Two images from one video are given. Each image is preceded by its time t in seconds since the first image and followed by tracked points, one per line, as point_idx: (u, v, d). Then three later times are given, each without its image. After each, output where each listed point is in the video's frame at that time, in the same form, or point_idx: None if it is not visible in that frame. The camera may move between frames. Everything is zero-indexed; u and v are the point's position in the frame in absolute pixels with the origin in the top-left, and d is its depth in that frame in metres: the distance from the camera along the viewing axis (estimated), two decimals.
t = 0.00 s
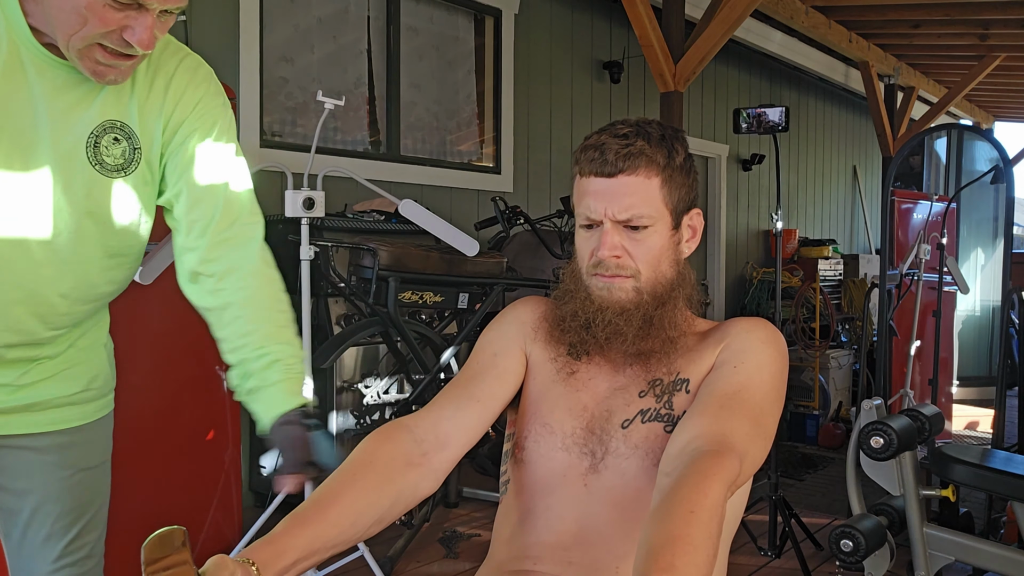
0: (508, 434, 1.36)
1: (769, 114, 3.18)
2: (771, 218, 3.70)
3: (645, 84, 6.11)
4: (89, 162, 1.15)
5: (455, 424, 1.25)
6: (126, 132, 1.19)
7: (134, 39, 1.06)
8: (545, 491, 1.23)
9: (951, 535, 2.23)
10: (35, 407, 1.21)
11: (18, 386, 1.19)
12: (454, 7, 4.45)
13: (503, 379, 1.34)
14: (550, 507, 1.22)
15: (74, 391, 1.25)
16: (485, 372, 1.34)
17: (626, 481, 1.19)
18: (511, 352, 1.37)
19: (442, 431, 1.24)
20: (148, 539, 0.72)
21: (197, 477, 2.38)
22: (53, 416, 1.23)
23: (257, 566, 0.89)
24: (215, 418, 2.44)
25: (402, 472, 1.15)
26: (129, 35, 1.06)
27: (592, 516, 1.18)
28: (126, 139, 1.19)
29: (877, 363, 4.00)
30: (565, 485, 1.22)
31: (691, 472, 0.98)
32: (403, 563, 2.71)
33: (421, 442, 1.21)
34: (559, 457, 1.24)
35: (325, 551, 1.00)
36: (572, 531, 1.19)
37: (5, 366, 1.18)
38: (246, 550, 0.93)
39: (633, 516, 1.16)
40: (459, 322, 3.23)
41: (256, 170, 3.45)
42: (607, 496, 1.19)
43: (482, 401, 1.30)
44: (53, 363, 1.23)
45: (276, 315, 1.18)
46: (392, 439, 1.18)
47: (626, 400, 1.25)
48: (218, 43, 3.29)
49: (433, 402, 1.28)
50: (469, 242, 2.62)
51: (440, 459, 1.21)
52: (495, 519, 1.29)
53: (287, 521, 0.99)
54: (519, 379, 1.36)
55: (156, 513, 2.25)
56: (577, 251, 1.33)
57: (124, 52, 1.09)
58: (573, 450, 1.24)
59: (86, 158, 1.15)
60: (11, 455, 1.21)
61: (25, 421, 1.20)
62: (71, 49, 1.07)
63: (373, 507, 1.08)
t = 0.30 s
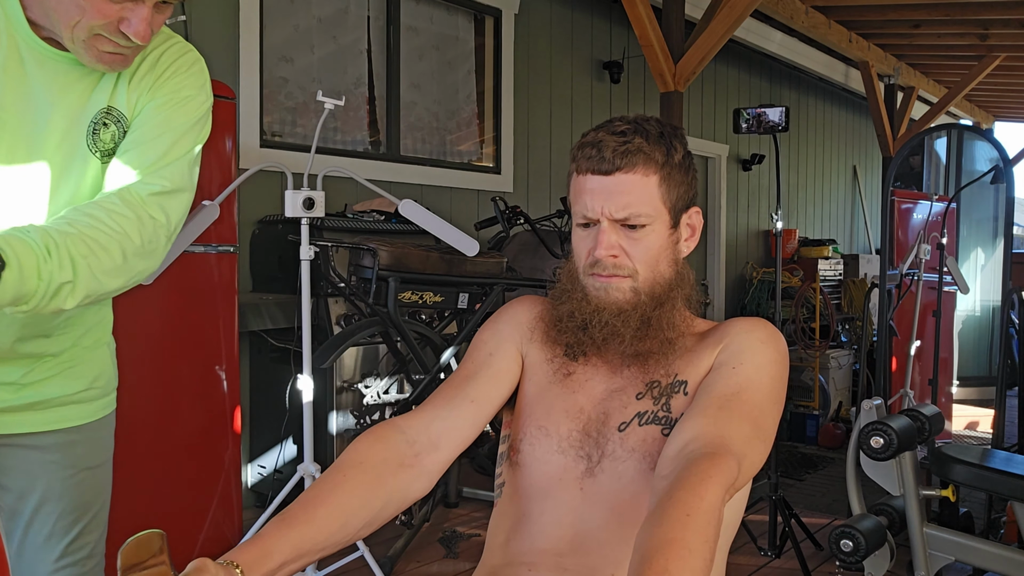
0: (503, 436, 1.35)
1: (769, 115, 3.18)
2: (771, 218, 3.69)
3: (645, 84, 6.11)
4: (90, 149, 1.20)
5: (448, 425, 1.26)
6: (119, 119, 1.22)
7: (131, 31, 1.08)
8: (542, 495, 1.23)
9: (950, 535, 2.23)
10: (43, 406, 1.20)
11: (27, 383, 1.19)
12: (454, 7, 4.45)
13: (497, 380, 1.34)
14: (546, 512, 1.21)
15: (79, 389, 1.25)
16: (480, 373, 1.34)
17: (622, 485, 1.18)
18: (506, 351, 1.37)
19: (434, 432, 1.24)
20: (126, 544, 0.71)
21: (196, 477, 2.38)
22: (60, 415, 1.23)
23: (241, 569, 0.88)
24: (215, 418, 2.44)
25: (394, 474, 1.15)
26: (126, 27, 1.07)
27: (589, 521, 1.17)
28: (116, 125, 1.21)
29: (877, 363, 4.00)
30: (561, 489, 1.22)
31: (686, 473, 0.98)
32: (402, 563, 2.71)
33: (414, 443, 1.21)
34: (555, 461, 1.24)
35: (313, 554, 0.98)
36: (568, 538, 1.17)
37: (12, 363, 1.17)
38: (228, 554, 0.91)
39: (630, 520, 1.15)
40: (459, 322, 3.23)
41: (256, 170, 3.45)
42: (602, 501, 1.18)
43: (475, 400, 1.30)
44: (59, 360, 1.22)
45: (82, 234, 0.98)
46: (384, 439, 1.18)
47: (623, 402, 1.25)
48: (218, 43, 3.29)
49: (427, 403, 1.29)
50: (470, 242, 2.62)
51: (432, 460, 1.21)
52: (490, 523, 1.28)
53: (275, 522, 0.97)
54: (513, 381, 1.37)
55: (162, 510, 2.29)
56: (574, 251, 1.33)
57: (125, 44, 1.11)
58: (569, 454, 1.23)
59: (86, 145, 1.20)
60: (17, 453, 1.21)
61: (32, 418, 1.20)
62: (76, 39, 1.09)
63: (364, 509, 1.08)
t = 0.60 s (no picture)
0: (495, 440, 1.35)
1: (769, 114, 3.17)
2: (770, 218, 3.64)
3: (645, 84, 6.11)
4: (62, 120, 1.19)
5: (437, 425, 1.25)
6: (95, 93, 1.24)
7: None
8: (533, 502, 1.23)
9: (950, 535, 2.23)
10: (23, 407, 1.19)
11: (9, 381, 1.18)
12: (454, 7, 4.46)
13: (489, 382, 1.34)
14: (537, 520, 1.21)
15: (60, 390, 1.24)
16: (471, 375, 1.34)
17: (615, 491, 1.18)
18: (497, 352, 1.38)
19: (423, 433, 1.23)
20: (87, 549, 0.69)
21: (194, 478, 2.38)
22: (48, 415, 1.23)
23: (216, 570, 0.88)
24: (213, 419, 2.45)
25: (381, 474, 1.15)
26: None
27: (581, 529, 1.18)
28: (97, 100, 1.24)
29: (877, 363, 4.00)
30: (553, 497, 1.22)
31: (677, 476, 0.98)
32: (403, 563, 2.71)
33: (401, 444, 1.20)
34: (547, 467, 1.24)
35: (293, 556, 0.99)
36: (561, 546, 1.18)
37: None
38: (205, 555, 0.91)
39: (622, 526, 1.16)
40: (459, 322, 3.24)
41: (256, 170, 3.45)
42: (594, 508, 1.18)
43: (466, 402, 1.30)
44: (43, 357, 1.23)
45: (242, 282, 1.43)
46: (371, 439, 1.18)
47: (616, 407, 1.25)
48: (217, 42, 3.29)
49: (417, 402, 1.29)
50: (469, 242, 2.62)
51: (419, 461, 1.21)
52: (483, 528, 1.29)
53: (252, 524, 0.97)
54: (504, 385, 1.36)
55: (153, 509, 2.26)
56: (566, 254, 1.33)
57: None
58: (561, 460, 1.24)
59: (60, 116, 1.19)
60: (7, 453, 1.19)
61: (12, 421, 1.18)
62: None
63: (349, 510, 1.08)
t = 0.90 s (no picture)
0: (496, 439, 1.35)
1: (769, 115, 3.17)
2: (771, 217, 3.65)
3: (645, 83, 6.11)
4: (47, 95, 1.24)
5: (439, 423, 1.25)
6: (70, 67, 1.29)
7: None
8: (535, 504, 1.24)
9: (950, 535, 2.23)
10: (21, 406, 1.22)
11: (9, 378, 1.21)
12: (454, 7, 4.45)
13: (491, 380, 1.34)
14: (539, 522, 1.22)
15: (59, 387, 1.27)
16: (473, 373, 1.34)
17: (615, 491, 1.18)
18: (499, 352, 1.38)
19: (424, 431, 1.23)
20: (92, 546, 0.69)
21: (194, 479, 2.38)
22: (47, 414, 1.26)
23: (219, 567, 0.88)
24: (214, 419, 2.44)
25: (382, 473, 1.15)
26: None
27: (581, 530, 1.18)
28: (73, 74, 1.29)
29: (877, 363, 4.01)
30: (554, 498, 1.22)
31: (675, 473, 0.99)
32: (403, 563, 2.71)
33: (403, 442, 1.20)
34: (548, 468, 1.24)
35: (295, 555, 0.99)
36: (563, 550, 1.18)
37: None
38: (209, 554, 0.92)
39: (622, 528, 1.16)
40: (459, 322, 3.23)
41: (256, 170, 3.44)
42: (594, 509, 1.18)
43: (467, 401, 1.30)
44: (41, 353, 1.25)
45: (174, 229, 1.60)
46: (373, 438, 1.18)
47: (616, 406, 1.25)
48: (217, 42, 3.29)
49: (418, 401, 1.28)
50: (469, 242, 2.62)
51: (423, 459, 1.20)
52: (485, 528, 1.30)
53: (257, 522, 0.98)
54: (505, 386, 1.36)
55: (149, 507, 2.26)
56: (565, 252, 1.33)
57: None
58: (561, 461, 1.23)
59: (45, 92, 1.23)
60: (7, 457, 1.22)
61: (8, 421, 1.21)
62: None
63: (350, 509, 1.08)
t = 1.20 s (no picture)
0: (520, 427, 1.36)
1: (769, 115, 3.17)
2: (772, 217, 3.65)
3: (645, 83, 6.11)
4: (47, 81, 1.37)
5: (471, 415, 1.26)
6: (66, 56, 1.42)
7: None
8: (559, 486, 1.24)
9: (950, 535, 2.24)
10: (35, 397, 1.33)
11: (21, 370, 1.31)
12: (454, 7, 4.45)
13: (516, 371, 1.34)
14: (562, 503, 1.23)
15: (69, 377, 1.38)
16: (498, 366, 1.34)
17: (637, 476, 1.19)
18: (523, 344, 1.37)
19: (458, 423, 1.25)
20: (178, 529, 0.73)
21: (195, 479, 2.38)
22: (58, 406, 1.37)
23: (283, 554, 0.90)
24: (214, 419, 2.44)
25: (421, 462, 1.17)
26: None
27: (603, 513, 1.19)
28: (68, 62, 1.42)
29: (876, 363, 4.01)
30: (577, 480, 1.23)
31: (697, 463, 0.99)
32: (403, 562, 2.71)
33: (439, 432, 1.22)
34: (572, 453, 1.25)
35: (347, 539, 1.01)
36: (585, 528, 1.19)
37: (13, 344, 1.29)
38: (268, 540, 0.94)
39: (643, 513, 1.16)
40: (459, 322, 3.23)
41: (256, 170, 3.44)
42: (617, 494, 1.19)
43: (496, 393, 1.31)
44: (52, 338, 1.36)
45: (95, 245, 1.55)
46: (411, 430, 1.19)
47: (636, 396, 1.25)
48: (217, 42, 3.29)
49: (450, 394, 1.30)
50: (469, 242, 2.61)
51: (459, 449, 1.23)
52: (509, 511, 1.30)
53: (309, 510, 0.99)
54: (529, 377, 1.36)
55: (152, 509, 2.26)
56: (586, 249, 1.32)
57: None
58: (585, 446, 1.24)
59: (45, 78, 1.36)
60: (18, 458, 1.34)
61: (21, 414, 1.31)
62: None
63: (392, 497, 1.09)
